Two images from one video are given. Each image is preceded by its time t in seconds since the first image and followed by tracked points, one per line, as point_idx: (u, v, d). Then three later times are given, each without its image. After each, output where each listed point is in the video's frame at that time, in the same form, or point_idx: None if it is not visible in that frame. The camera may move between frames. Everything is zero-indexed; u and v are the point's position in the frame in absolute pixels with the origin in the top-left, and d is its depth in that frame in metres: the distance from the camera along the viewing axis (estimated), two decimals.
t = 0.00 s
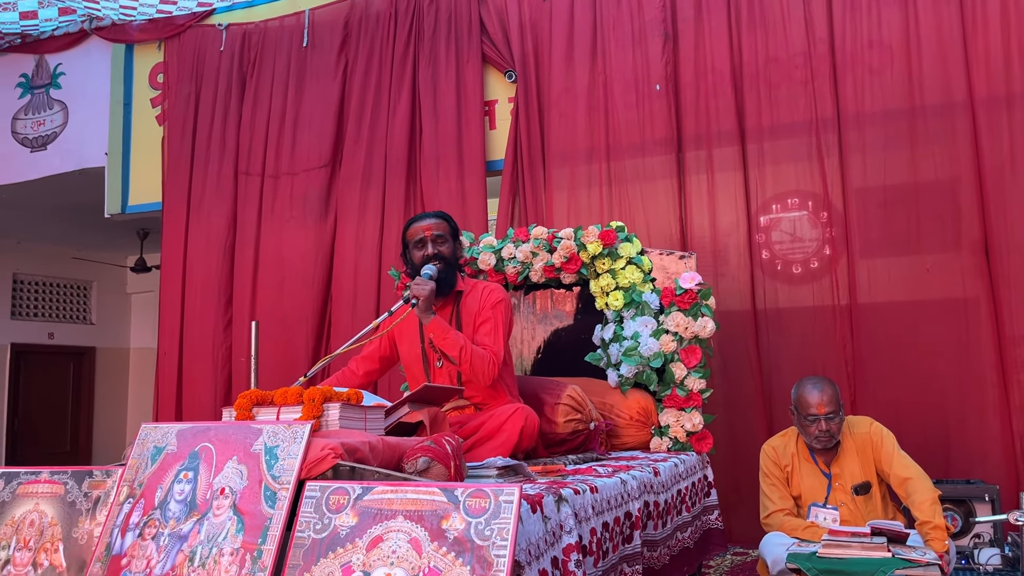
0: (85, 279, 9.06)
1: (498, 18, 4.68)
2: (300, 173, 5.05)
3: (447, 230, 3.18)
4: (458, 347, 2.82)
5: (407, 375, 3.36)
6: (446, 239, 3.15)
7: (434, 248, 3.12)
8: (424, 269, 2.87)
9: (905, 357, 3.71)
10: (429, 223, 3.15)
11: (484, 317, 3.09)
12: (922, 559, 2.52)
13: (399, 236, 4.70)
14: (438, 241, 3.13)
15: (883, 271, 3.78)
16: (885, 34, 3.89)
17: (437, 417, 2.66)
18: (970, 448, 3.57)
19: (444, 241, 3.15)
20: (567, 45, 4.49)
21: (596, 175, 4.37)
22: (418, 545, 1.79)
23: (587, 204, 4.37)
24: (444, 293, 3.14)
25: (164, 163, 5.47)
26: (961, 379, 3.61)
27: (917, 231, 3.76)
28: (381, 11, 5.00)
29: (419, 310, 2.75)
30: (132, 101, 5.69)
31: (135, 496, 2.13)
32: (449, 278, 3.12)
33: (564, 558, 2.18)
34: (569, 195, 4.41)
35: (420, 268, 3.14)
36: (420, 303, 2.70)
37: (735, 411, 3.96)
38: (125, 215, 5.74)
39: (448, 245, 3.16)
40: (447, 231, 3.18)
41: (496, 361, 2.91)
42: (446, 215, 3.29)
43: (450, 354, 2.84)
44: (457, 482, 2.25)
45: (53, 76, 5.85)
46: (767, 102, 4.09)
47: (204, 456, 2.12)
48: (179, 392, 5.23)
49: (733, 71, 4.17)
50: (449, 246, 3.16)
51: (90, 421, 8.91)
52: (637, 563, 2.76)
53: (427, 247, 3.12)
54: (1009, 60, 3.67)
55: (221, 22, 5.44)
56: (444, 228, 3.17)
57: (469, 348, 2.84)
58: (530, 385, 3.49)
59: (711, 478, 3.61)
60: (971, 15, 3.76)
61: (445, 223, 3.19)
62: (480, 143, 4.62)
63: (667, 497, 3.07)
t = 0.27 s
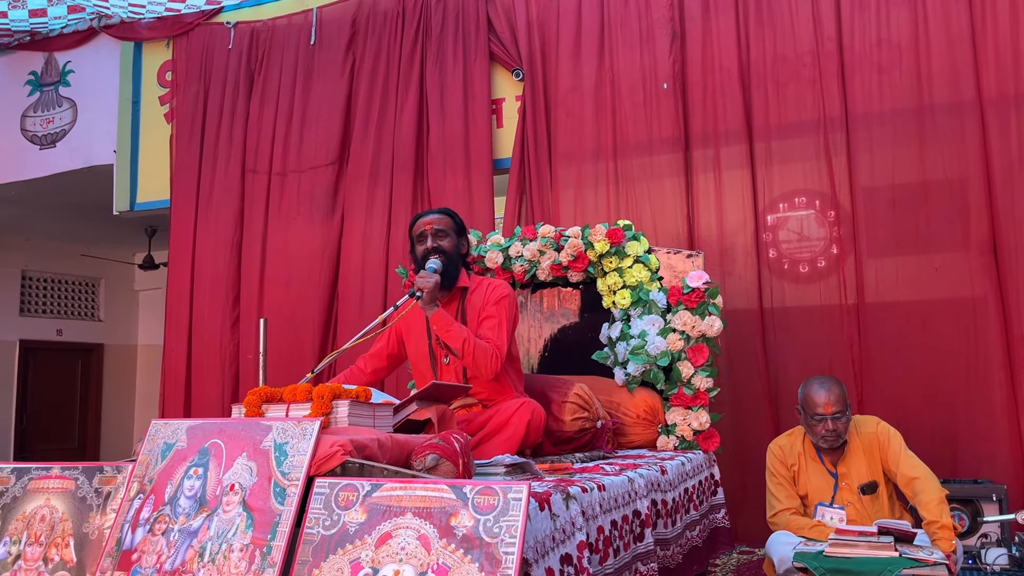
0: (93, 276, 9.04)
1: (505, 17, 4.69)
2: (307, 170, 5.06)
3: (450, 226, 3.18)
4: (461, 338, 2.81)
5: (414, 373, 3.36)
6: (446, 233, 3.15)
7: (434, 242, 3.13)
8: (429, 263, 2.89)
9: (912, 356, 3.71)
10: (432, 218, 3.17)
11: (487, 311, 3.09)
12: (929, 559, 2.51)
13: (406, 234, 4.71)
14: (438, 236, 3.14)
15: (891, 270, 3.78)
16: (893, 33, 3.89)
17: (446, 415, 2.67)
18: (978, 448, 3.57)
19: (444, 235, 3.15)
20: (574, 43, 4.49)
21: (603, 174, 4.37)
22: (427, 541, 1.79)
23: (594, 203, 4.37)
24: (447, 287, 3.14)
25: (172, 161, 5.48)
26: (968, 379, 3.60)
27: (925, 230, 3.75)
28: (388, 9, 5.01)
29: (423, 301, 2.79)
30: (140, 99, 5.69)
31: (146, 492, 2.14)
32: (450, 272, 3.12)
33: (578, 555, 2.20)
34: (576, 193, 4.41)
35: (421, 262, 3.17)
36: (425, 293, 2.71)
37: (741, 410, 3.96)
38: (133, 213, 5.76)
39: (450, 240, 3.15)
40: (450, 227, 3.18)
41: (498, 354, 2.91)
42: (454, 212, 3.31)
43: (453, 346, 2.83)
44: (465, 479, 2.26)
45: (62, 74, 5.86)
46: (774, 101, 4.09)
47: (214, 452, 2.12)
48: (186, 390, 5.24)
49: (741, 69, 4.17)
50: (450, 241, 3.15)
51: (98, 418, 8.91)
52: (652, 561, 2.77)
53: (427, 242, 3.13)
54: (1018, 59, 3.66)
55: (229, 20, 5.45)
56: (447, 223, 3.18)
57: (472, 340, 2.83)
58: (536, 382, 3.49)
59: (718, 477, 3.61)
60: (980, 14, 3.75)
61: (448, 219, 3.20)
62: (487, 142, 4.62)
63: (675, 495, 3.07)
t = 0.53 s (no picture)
0: (97, 273, 9.05)
1: (511, 14, 4.68)
2: (311, 167, 5.05)
3: (451, 220, 3.18)
4: (461, 330, 2.81)
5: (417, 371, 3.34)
6: (446, 227, 3.14)
7: (433, 235, 3.13)
8: (430, 254, 2.90)
9: (918, 354, 3.70)
10: (433, 213, 3.17)
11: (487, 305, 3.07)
12: (935, 557, 2.50)
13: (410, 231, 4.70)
14: (437, 229, 3.13)
15: (896, 268, 3.77)
16: (900, 30, 3.88)
17: (451, 411, 2.67)
18: (983, 446, 3.56)
19: (443, 229, 3.14)
20: (579, 40, 4.49)
21: (607, 171, 4.37)
22: (434, 538, 1.78)
23: (599, 200, 4.37)
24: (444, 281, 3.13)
25: (176, 158, 5.48)
26: (974, 377, 3.59)
27: (931, 228, 3.74)
28: (393, 6, 5.00)
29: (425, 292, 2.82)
30: (145, 96, 5.69)
31: (152, 488, 2.13)
32: (447, 267, 3.11)
33: (581, 553, 2.19)
34: (581, 190, 4.40)
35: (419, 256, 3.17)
36: (425, 284, 2.72)
37: (746, 407, 3.95)
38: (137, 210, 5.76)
39: (449, 234, 3.14)
40: (451, 222, 3.17)
41: (498, 347, 2.90)
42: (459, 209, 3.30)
43: (453, 337, 2.83)
44: (471, 475, 2.25)
45: (66, 71, 5.87)
46: (780, 98, 4.08)
47: (220, 449, 2.11)
48: (190, 386, 5.24)
49: (746, 66, 4.16)
50: (449, 235, 3.14)
51: (102, 415, 8.94)
52: (667, 556, 2.80)
53: (426, 234, 3.14)
54: None
55: (234, 17, 5.45)
56: (448, 218, 3.17)
57: (472, 332, 2.83)
58: (541, 379, 3.48)
59: (723, 474, 3.60)
60: (987, 11, 3.74)
61: (450, 215, 3.19)
62: (492, 139, 4.62)
63: (681, 492, 3.07)
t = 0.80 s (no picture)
0: (98, 271, 9.06)
1: (512, 11, 4.67)
2: (312, 165, 5.05)
3: (445, 215, 3.17)
4: (466, 331, 2.81)
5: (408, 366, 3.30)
6: (440, 221, 3.14)
7: (426, 229, 3.12)
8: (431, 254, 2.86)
9: (920, 352, 3.69)
10: (428, 206, 3.16)
11: (483, 305, 3.09)
12: (937, 555, 2.49)
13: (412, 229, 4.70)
14: (431, 223, 3.13)
15: (898, 266, 3.76)
16: (903, 27, 3.87)
17: (452, 408, 2.66)
18: (985, 444, 3.55)
19: (437, 223, 3.14)
20: (580, 37, 4.48)
21: (608, 169, 4.36)
22: (435, 535, 1.78)
23: (600, 198, 4.36)
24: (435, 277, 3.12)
25: (177, 155, 5.47)
26: (976, 375, 3.58)
27: (933, 226, 3.73)
28: (394, 3, 4.99)
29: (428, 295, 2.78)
30: (146, 93, 5.69)
31: (153, 485, 2.13)
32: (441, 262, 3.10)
33: (580, 550, 2.18)
34: (582, 188, 4.40)
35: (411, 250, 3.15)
36: (429, 285, 2.70)
37: (747, 405, 3.95)
38: (138, 207, 5.76)
39: (442, 229, 3.14)
40: (445, 216, 3.17)
41: (501, 348, 2.93)
42: (454, 204, 3.30)
43: (457, 339, 2.83)
44: (472, 473, 2.24)
45: (67, 68, 5.86)
46: (782, 95, 4.08)
47: (221, 445, 2.11)
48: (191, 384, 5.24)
49: (748, 64, 4.15)
50: (442, 229, 3.14)
51: (103, 412, 8.94)
52: (671, 554, 2.81)
53: (419, 228, 3.13)
54: None
55: (235, 15, 5.44)
56: (442, 212, 3.17)
57: (476, 334, 2.84)
58: (543, 377, 3.48)
59: (725, 472, 3.60)
60: (989, 8, 3.73)
61: (444, 209, 3.19)
62: (493, 136, 4.61)
63: (683, 490, 3.07)
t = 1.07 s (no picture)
0: (98, 269, 9.06)
1: (512, 10, 4.67)
2: (311, 164, 5.05)
3: (447, 210, 3.20)
4: (465, 336, 2.80)
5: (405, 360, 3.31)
6: (442, 217, 3.16)
7: (428, 224, 3.15)
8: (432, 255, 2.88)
9: (919, 352, 3.70)
10: (431, 202, 3.20)
11: (485, 306, 3.07)
12: (936, 555, 2.50)
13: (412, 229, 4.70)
14: (433, 219, 3.16)
15: (898, 265, 3.76)
16: (903, 27, 3.87)
17: (453, 408, 2.66)
18: (985, 444, 3.55)
19: (440, 219, 3.17)
20: (580, 37, 4.48)
21: (608, 168, 4.36)
22: (436, 535, 1.78)
23: (600, 197, 4.36)
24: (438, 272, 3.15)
25: (177, 155, 5.47)
26: (976, 375, 3.59)
27: (932, 225, 3.74)
28: (394, 2, 4.99)
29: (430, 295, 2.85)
30: (145, 92, 5.69)
31: (154, 485, 2.13)
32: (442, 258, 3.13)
33: (582, 549, 2.19)
34: (582, 187, 4.40)
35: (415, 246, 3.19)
36: (430, 286, 2.72)
37: (747, 405, 3.95)
38: (138, 206, 5.76)
39: (445, 224, 3.16)
40: (448, 212, 3.20)
41: (499, 353, 2.91)
42: (459, 200, 3.33)
43: (457, 342, 2.82)
44: (473, 472, 2.24)
45: (67, 67, 5.86)
46: (782, 95, 4.08)
47: (222, 445, 2.12)
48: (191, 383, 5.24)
49: (748, 64, 4.16)
50: (445, 224, 3.16)
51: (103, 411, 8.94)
52: (670, 553, 2.81)
53: (422, 224, 3.17)
54: None
55: (235, 14, 5.44)
56: (445, 208, 3.20)
57: (476, 338, 2.82)
58: (543, 376, 3.49)
59: (724, 471, 3.60)
60: (989, 8, 3.74)
61: (448, 205, 3.22)
62: (493, 135, 4.61)
63: (683, 490, 3.08)
